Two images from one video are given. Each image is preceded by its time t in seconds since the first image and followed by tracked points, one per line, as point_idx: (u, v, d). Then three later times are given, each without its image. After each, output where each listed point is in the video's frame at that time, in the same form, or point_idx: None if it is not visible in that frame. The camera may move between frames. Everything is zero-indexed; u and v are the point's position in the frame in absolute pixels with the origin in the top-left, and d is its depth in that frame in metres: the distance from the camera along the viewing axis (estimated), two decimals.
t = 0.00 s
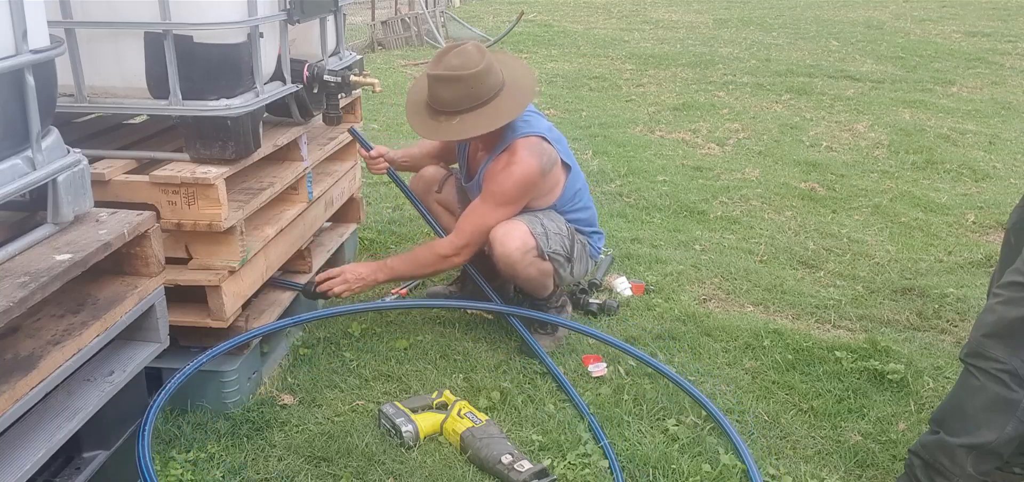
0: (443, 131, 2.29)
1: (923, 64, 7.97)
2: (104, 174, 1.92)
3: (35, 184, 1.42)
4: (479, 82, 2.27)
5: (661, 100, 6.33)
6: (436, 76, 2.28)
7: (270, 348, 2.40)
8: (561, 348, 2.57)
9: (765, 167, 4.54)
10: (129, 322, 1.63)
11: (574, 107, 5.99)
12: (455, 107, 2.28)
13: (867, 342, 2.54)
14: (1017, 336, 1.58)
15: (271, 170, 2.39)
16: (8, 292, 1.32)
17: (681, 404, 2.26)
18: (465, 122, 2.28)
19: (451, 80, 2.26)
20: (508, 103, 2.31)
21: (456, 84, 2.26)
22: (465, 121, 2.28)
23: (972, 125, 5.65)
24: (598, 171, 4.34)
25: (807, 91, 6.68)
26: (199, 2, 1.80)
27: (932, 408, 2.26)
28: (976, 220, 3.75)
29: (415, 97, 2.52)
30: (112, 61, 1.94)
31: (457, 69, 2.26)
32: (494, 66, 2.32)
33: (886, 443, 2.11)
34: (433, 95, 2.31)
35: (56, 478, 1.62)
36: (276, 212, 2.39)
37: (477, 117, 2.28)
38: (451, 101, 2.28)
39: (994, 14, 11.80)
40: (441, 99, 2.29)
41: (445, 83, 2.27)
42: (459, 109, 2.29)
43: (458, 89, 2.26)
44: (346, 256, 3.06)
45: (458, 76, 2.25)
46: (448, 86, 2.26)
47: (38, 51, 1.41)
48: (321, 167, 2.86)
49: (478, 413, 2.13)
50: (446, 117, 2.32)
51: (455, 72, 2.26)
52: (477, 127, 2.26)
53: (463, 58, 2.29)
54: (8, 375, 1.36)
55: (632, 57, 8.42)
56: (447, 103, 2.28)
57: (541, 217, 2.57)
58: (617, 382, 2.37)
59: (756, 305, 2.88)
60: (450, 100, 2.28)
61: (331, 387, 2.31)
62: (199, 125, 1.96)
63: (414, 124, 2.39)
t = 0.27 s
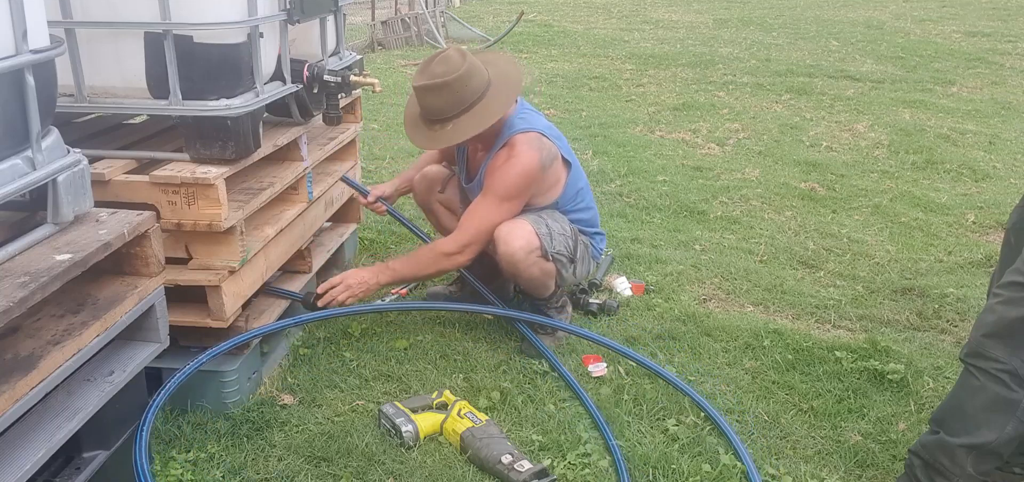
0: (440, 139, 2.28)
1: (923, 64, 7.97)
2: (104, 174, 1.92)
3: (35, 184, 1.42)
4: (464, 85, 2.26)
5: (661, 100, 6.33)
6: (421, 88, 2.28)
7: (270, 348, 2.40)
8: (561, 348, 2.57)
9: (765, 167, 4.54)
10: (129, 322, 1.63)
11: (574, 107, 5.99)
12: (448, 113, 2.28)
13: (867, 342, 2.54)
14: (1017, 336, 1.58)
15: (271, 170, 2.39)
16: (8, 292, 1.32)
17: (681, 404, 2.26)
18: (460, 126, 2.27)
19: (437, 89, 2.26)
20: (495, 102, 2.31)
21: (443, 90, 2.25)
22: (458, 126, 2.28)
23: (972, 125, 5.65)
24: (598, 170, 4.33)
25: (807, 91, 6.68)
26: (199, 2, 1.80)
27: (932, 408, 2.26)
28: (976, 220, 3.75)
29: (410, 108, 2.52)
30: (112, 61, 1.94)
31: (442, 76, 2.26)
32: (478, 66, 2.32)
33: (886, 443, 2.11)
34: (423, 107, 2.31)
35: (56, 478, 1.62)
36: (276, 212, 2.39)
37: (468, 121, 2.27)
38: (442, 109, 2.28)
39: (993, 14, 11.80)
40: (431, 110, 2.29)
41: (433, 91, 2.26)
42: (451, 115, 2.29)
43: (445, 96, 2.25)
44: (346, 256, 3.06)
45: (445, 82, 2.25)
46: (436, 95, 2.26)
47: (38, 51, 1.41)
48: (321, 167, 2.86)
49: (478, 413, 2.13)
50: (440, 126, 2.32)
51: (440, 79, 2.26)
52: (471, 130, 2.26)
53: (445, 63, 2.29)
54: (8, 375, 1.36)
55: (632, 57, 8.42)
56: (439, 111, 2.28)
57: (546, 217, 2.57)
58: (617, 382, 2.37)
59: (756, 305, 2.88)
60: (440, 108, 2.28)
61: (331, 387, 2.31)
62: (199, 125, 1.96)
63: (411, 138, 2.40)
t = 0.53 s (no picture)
0: (440, 138, 2.28)
1: (923, 64, 7.97)
2: (104, 174, 1.92)
3: (35, 184, 1.42)
4: (456, 82, 2.27)
5: (661, 100, 6.33)
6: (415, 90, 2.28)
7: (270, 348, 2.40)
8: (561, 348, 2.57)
9: (765, 167, 4.54)
10: (129, 322, 1.63)
11: (574, 107, 5.99)
12: (444, 111, 2.28)
13: (867, 342, 2.54)
14: (1004, 324, 1.58)
15: (271, 170, 2.39)
16: (8, 292, 1.32)
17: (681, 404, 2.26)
18: (459, 121, 2.27)
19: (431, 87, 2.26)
20: (489, 95, 2.32)
21: (437, 89, 2.26)
22: (458, 121, 2.28)
23: (972, 125, 5.65)
24: (598, 170, 4.34)
25: (807, 91, 6.68)
26: (199, 2, 1.80)
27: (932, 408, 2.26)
28: (976, 220, 3.75)
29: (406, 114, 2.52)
30: (112, 61, 1.94)
31: (434, 75, 2.26)
32: (468, 62, 2.33)
33: (886, 443, 2.11)
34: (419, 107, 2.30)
35: (56, 478, 1.62)
36: (276, 212, 2.39)
37: (465, 116, 2.28)
38: (438, 108, 2.28)
39: (993, 14, 11.80)
40: (427, 110, 2.29)
41: (427, 91, 2.26)
42: (448, 112, 2.29)
43: (440, 93, 2.25)
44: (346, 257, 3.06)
45: (438, 81, 2.25)
46: (431, 94, 2.26)
47: (38, 51, 1.41)
48: (321, 167, 2.86)
49: (478, 413, 2.13)
50: (438, 126, 2.31)
51: (433, 78, 2.26)
52: (471, 124, 2.27)
53: (435, 63, 2.29)
54: (8, 375, 1.36)
55: (632, 57, 8.42)
56: (436, 111, 2.28)
57: (552, 217, 2.59)
58: (617, 382, 2.37)
59: (756, 305, 2.88)
60: (437, 106, 2.27)
61: (331, 387, 2.31)
62: (199, 125, 1.96)
63: (409, 140, 2.39)
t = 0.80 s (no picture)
0: (444, 127, 2.27)
1: (923, 64, 7.97)
2: (104, 174, 1.92)
3: (35, 184, 1.42)
4: (462, 71, 2.28)
5: (661, 100, 6.33)
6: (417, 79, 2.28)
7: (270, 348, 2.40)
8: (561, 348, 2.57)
9: (765, 167, 4.54)
10: (129, 322, 1.63)
11: (574, 107, 5.99)
12: (448, 101, 2.28)
13: (867, 342, 2.54)
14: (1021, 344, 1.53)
15: (271, 170, 2.39)
16: (9, 292, 1.32)
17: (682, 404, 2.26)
18: (460, 112, 2.27)
19: (433, 78, 2.26)
20: (491, 90, 2.34)
21: (442, 78, 2.26)
22: (458, 112, 2.28)
23: (972, 125, 5.65)
24: (598, 170, 4.33)
25: (807, 91, 6.68)
26: (199, 2, 1.80)
27: (932, 408, 2.26)
28: (975, 220, 3.75)
29: (402, 111, 2.50)
30: (112, 61, 1.94)
31: (437, 65, 2.27)
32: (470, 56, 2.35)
33: (886, 443, 2.11)
34: (419, 97, 2.29)
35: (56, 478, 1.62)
36: (276, 212, 2.39)
37: (466, 108, 2.28)
38: (442, 97, 2.27)
39: (993, 14, 11.80)
40: (427, 100, 2.28)
41: (431, 80, 2.26)
42: (448, 104, 2.28)
43: (444, 82, 2.26)
44: (346, 256, 3.06)
45: (442, 70, 2.25)
46: (435, 83, 2.26)
47: (38, 51, 1.41)
48: (321, 167, 2.86)
49: (478, 413, 2.14)
50: (440, 116, 2.30)
51: (437, 67, 2.26)
52: (471, 115, 2.27)
53: (438, 54, 2.30)
54: (8, 375, 1.36)
55: (632, 57, 8.42)
56: (439, 100, 2.27)
57: (555, 216, 2.59)
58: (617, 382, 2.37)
59: (756, 305, 2.88)
60: (438, 96, 2.27)
61: (331, 387, 2.31)
62: (198, 125, 1.96)
63: (406, 133, 2.36)
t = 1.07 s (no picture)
0: (458, 109, 2.25)
1: (923, 64, 7.97)
2: (104, 174, 1.92)
3: (35, 184, 1.42)
4: (472, 60, 2.31)
5: (661, 100, 6.33)
6: (428, 66, 2.26)
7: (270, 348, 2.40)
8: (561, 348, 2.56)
9: (765, 167, 4.54)
10: (129, 322, 1.63)
11: (574, 107, 5.99)
12: (460, 86, 2.27)
13: (867, 342, 2.54)
14: None
15: (271, 170, 2.39)
16: (8, 292, 1.32)
17: (682, 404, 2.26)
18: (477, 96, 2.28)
19: (446, 64, 2.26)
20: (499, 80, 2.38)
21: (455, 63, 2.27)
22: (475, 97, 2.28)
23: (972, 125, 5.65)
24: (598, 170, 4.34)
25: (807, 91, 6.68)
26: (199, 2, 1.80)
27: (932, 408, 2.26)
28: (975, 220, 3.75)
29: (399, 106, 2.44)
30: (112, 61, 1.94)
31: (449, 52, 2.28)
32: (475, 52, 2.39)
33: (886, 443, 2.11)
34: (430, 82, 2.26)
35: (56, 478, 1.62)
36: (276, 212, 2.39)
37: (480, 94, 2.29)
38: (454, 82, 2.26)
39: (994, 13, 11.80)
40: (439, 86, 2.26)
41: (443, 65, 2.26)
42: (462, 89, 2.27)
43: (457, 67, 2.27)
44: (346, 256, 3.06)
45: (455, 56, 2.27)
46: (448, 67, 2.26)
47: (38, 51, 1.41)
48: (321, 167, 2.86)
49: (478, 413, 2.13)
50: (451, 100, 2.27)
51: (449, 53, 2.28)
52: (491, 97, 2.29)
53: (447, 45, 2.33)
54: (8, 375, 1.36)
55: (632, 57, 8.43)
56: (452, 83, 2.26)
57: (557, 217, 2.59)
58: (617, 382, 2.37)
59: (756, 305, 2.88)
60: (452, 81, 2.26)
61: (331, 387, 2.31)
62: (199, 125, 1.96)
63: (410, 121, 2.29)
